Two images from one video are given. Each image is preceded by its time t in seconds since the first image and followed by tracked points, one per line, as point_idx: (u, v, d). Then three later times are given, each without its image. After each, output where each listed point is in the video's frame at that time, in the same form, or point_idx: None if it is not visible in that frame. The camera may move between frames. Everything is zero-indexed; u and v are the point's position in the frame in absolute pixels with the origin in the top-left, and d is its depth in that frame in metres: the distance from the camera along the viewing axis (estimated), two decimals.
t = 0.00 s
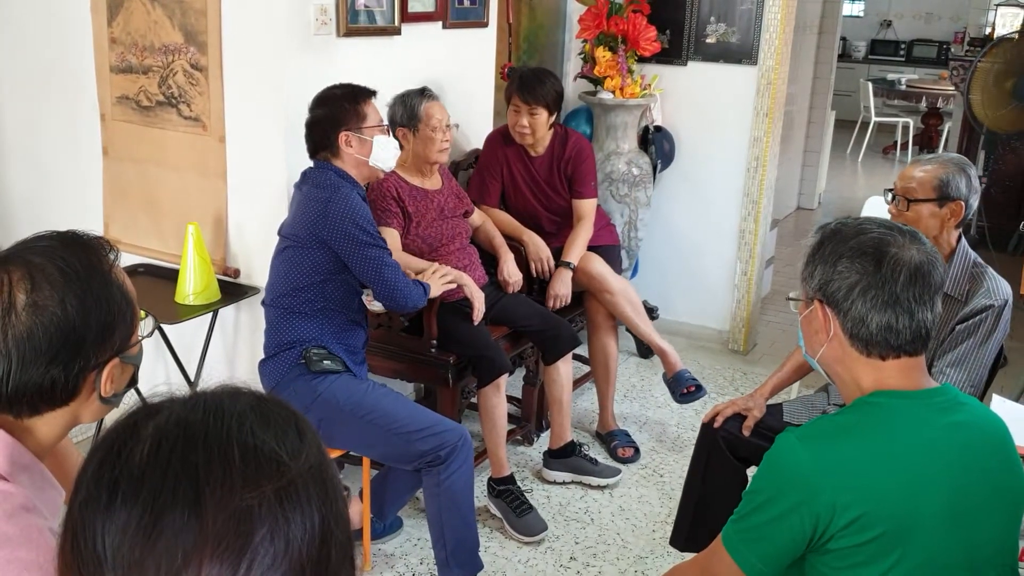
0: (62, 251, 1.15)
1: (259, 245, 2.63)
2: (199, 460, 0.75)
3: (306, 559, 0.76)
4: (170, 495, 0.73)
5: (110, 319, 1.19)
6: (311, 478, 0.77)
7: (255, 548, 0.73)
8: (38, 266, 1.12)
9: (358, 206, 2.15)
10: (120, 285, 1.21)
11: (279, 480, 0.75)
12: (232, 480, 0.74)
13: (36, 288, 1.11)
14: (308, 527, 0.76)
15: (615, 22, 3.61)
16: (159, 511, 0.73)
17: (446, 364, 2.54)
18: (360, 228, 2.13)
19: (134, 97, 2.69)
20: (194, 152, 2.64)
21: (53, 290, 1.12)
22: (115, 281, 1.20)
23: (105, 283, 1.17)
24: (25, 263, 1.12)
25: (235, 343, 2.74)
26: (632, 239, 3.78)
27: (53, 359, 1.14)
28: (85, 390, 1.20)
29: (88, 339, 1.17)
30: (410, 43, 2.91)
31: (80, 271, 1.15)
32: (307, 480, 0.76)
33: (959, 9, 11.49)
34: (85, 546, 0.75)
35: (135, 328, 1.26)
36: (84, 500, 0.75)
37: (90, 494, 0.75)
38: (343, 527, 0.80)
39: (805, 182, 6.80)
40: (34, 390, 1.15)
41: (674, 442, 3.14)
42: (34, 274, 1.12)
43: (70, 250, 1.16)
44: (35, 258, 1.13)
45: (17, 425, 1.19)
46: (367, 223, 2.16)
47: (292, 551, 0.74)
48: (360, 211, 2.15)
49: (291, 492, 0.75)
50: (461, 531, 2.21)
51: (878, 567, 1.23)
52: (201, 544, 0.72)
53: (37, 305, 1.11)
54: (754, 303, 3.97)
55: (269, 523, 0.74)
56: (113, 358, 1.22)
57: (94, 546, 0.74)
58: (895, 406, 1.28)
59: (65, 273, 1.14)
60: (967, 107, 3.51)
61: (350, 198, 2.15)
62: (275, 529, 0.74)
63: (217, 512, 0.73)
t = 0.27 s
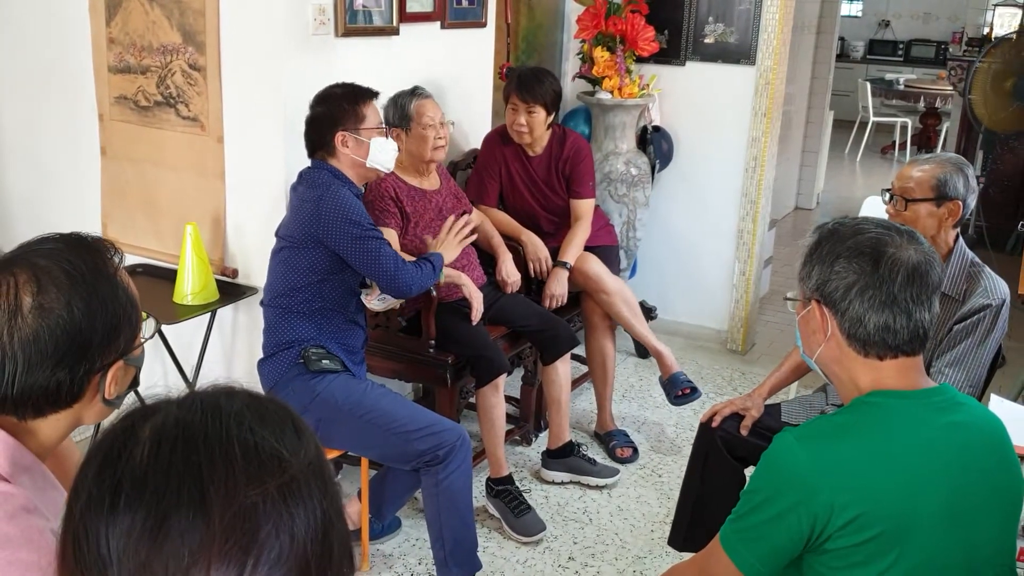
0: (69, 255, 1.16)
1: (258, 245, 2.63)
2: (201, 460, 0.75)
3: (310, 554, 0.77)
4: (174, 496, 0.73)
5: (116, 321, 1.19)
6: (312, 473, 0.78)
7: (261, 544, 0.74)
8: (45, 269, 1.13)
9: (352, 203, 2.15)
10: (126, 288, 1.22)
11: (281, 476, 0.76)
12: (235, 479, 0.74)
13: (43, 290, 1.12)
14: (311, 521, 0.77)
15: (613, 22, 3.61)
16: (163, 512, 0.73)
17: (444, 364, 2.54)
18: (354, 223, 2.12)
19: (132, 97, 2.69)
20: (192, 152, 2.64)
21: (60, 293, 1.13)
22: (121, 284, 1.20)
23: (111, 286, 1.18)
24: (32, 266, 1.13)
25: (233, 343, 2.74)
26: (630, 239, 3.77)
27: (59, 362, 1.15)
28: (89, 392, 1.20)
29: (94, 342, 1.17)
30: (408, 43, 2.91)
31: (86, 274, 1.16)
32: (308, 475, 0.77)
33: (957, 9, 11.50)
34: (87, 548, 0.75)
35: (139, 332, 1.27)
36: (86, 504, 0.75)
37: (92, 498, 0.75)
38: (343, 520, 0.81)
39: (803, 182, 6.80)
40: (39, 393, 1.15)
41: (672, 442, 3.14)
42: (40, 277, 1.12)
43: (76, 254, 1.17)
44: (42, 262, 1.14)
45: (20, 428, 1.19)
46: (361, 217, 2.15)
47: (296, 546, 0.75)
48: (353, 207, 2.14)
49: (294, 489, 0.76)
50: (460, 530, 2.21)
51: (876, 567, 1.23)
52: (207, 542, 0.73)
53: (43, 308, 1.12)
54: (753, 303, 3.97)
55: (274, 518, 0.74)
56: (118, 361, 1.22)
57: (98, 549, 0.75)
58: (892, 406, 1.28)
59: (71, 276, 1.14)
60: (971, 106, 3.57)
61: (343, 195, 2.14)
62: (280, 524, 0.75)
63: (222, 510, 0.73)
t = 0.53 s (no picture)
0: (71, 256, 1.17)
1: (257, 245, 2.63)
2: (212, 460, 0.75)
3: (324, 545, 0.78)
4: (189, 496, 0.74)
5: (118, 323, 1.19)
6: (320, 468, 0.79)
7: (278, 539, 0.75)
8: (48, 271, 1.14)
9: (328, 197, 2.13)
10: (128, 290, 1.22)
11: (292, 472, 0.77)
12: (249, 477, 0.75)
13: (44, 291, 1.13)
14: (323, 514, 0.78)
15: (612, 22, 3.61)
16: (178, 513, 0.73)
17: (443, 364, 2.55)
18: (325, 216, 2.09)
19: (131, 98, 2.69)
20: (192, 152, 2.64)
21: (61, 294, 1.13)
22: (123, 287, 1.21)
23: (113, 288, 1.18)
24: (34, 267, 1.14)
25: (233, 343, 2.74)
26: (629, 239, 3.78)
27: (60, 363, 1.15)
28: (90, 394, 1.20)
29: (95, 344, 1.17)
30: (407, 44, 2.92)
31: (88, 276, 1.16)
32: (317, 470, 0.79)
33: (956, 9, 11.50)
34: (101, 556, 0.75)
35: (141, 334, 1.27)
36: (98, 510, 0.75)
37: (104, 504, 0.75)
38: (350, 514, 0.83)
39: (802, 182, 6.81)
40: (39, 394, 1.15)
41: (671, 442, 3.15)
42: (42, 278, 1.13)
43: (78, 255, 1.17)
44: (45, 263, 1.14)
45: (21, 429, 1.20)
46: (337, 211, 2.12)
47: (310, 537, 0.77)
48: (328, 201, 2.12)
49: (305, 482, 0.77)
50: (457, 532, 2.21)
51: (874, 567, 1.23)
52: (225, 541, 0.74)
53: (45, 309, 1.12)
54: (752, 303, 3.97)
55: (289, 513, 0.75)
56: (119, 362, 1.22)
57: (113, 555, 0.75)
58: (891, 406, 1.28)
59: (74, 277, 1.15)
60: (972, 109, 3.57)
61: (319, 191, 2.13)
62: (295, 519, 0.76)
63: (238, 508, 0.74)
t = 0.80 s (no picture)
0: (73, 255, 1.16)
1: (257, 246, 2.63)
2: (228, 459, 0.76)
3: (337, 543, 0.80)
4: (206, 496, 0.74)
5: (118, 323, 1.19)
6: (331, 466, 0.81)
7: (295, 536, 0.76)
8: (49, 268, 1.14)
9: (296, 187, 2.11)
10: (129, 291, 1.22)
11: (305, 470, 0.78)
12: (265, 476, 0.76)
13: (45, 289, 1.12)
14: (336, 512, 0.79)
15: (612, 23, 3.60)
16: (195, 512, 0.74)
17: (443, 365, 2.54)
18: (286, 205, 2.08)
19: (131, 99, 2.69)
20: (191, 153, 2.64)
21: (62, 293, 1.13)
22: (124, 286, 1.21)
23: (114, 287, 1.18)
24: (35, 265, 1.14)
25: (232, 343, 2.74)
26: (628, 239, 3.77)
27: (59, 361, 1.14)
28: (89, 394, 1.20)
29: (95, 343, 1.17)
30: (407, 44, 2.91)
31: (90, 274, 1.16)
32: (329, 469, 0.80)
33: (955, 10, 11.51)
34: (116, 559, 0.75)
35: (141, 336, 1.26)
36: (112, 512, 0.75)
37: (119, 506, 0.75)
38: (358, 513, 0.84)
39: (801, 183, 6.82)
40: (37, 392, 1.15)
41: (672, 443, 3.15)
42: (43, 276, 1.13)
43: (79, 254, 1.17)
44: (47, 261, 1.14)
45: (18, 428, 1.19)
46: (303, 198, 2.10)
47: (325, 535, 0.78)
48: (296, 191, 2.11)
49: (319, 480, 0.78)
50: (455, 533, 2.21)
51: (876, 567, 1.23)
52: (243, 539, 0.74)
53: (45, 307, 1.12)
54: (751, 303, 3.97)
55: (305, 511, 0.77)
56: (118, 363, 1.22)
57: (128, 558, 0.74)
58: (893, 406, 1.28)
59: (75, 275, 1.15)
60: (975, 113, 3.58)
61: (289, 182, 2.13)
62: (311, 516, 0.77)
63: (255, 506, 0.75)
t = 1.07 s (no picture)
0: (75, 255, 1.17)
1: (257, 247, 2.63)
2: (244, 462, 0.76)
3: (348, 548, 0.80)
4: (223, 499, 0.74)
5: (120, 324, 1.19)
6: (344, 472, 0.81)
7: (306, 541, 0.76)
8: (52, 269, 1.14)
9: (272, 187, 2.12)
10: (131, 291, 1.22)
11: (320, 476, 0.78)
12: (281, 481, 0.76)
13: (47, 289, 1.13)
14: (347, 517, 0.80)
15: (612, 24, 3.60)
16: (212, 514, 0.74)
17: (444, 365, 2.55)
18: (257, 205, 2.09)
19: (132, 100, 2.69)
20: (192, 154, 2.64)
21: (65, 293, 1.14)
22: (126, 288, 1.21)
23: (116, 288, 1.18)
24: (38, 265, 1.14)
25: (232, 344, 2.74)
26: (628, 240, 3.78)
27: (61, 362, 1.15)
28: (90, 395, 1.20)
29: (97, 344, 1.17)
30: (407, 46, 2.92)
31: (93, 275, 1.16)
32: (343, 475, 0.80)
33: (954, 11, 11.51)
34: (131, 554, 0.76)
35: (143, 337, 1.27)
36: (130, 509, 0.75)
37: (138, 503, 0.75)
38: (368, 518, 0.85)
39: (801, 184, 6.82)
40: (38, 393, 1.15)
41: (672, 444, 3.16)
42: (46, 276, 1.13)
43: (82, 254, 1.17)
44: (49, 262, 1.15)
45: (19, 430, 1.19)
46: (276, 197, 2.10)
47: (336, 539, 0.79)
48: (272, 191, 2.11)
49: (333, 485, 0.79)
50: (455, 535, 2.22)
51: (879, 568, 1.24)
52: (256, 542, 0.75)
53: (48, 307, 1.12)
54: (751, 304, 3.97)
55: (317, 516, 0.77)
56: (120, 364, 1.22)
57: (144, 554, 0.75)
58: (894, 408, 1.29)
59: (78, 276, 1.15)
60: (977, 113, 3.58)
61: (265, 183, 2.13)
62: (322, 521, 0.77)
63: (271, 511, 0.75)
